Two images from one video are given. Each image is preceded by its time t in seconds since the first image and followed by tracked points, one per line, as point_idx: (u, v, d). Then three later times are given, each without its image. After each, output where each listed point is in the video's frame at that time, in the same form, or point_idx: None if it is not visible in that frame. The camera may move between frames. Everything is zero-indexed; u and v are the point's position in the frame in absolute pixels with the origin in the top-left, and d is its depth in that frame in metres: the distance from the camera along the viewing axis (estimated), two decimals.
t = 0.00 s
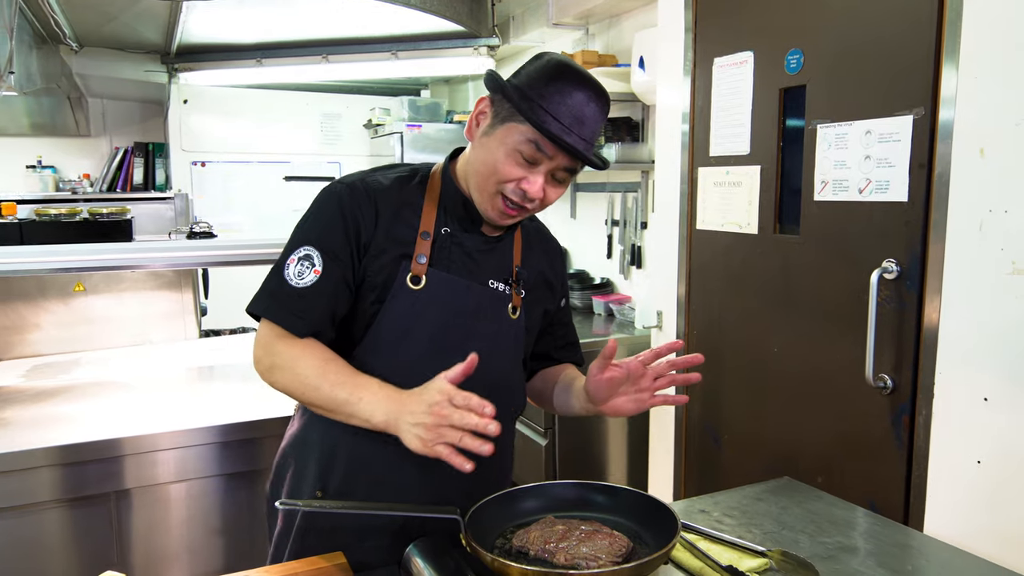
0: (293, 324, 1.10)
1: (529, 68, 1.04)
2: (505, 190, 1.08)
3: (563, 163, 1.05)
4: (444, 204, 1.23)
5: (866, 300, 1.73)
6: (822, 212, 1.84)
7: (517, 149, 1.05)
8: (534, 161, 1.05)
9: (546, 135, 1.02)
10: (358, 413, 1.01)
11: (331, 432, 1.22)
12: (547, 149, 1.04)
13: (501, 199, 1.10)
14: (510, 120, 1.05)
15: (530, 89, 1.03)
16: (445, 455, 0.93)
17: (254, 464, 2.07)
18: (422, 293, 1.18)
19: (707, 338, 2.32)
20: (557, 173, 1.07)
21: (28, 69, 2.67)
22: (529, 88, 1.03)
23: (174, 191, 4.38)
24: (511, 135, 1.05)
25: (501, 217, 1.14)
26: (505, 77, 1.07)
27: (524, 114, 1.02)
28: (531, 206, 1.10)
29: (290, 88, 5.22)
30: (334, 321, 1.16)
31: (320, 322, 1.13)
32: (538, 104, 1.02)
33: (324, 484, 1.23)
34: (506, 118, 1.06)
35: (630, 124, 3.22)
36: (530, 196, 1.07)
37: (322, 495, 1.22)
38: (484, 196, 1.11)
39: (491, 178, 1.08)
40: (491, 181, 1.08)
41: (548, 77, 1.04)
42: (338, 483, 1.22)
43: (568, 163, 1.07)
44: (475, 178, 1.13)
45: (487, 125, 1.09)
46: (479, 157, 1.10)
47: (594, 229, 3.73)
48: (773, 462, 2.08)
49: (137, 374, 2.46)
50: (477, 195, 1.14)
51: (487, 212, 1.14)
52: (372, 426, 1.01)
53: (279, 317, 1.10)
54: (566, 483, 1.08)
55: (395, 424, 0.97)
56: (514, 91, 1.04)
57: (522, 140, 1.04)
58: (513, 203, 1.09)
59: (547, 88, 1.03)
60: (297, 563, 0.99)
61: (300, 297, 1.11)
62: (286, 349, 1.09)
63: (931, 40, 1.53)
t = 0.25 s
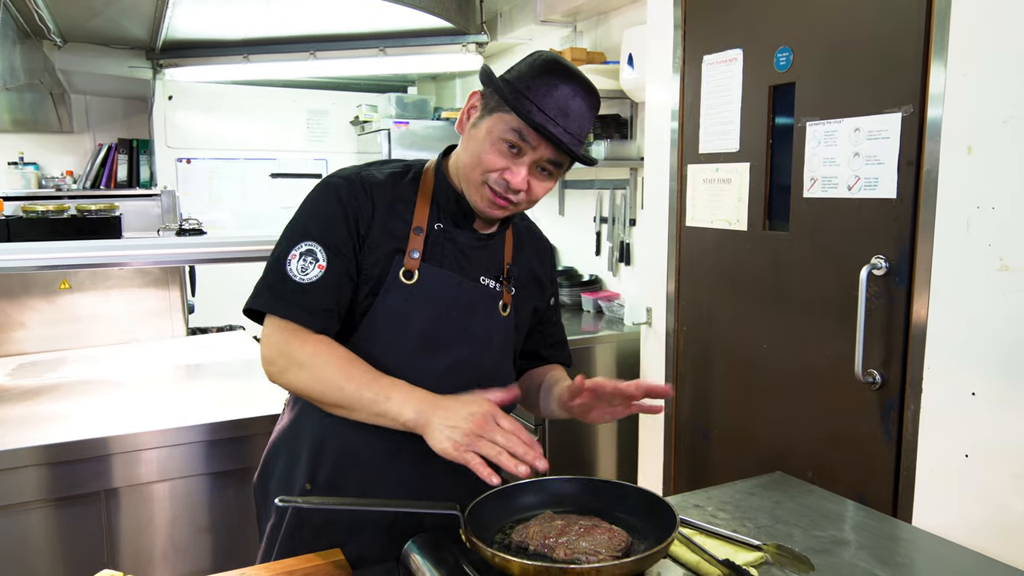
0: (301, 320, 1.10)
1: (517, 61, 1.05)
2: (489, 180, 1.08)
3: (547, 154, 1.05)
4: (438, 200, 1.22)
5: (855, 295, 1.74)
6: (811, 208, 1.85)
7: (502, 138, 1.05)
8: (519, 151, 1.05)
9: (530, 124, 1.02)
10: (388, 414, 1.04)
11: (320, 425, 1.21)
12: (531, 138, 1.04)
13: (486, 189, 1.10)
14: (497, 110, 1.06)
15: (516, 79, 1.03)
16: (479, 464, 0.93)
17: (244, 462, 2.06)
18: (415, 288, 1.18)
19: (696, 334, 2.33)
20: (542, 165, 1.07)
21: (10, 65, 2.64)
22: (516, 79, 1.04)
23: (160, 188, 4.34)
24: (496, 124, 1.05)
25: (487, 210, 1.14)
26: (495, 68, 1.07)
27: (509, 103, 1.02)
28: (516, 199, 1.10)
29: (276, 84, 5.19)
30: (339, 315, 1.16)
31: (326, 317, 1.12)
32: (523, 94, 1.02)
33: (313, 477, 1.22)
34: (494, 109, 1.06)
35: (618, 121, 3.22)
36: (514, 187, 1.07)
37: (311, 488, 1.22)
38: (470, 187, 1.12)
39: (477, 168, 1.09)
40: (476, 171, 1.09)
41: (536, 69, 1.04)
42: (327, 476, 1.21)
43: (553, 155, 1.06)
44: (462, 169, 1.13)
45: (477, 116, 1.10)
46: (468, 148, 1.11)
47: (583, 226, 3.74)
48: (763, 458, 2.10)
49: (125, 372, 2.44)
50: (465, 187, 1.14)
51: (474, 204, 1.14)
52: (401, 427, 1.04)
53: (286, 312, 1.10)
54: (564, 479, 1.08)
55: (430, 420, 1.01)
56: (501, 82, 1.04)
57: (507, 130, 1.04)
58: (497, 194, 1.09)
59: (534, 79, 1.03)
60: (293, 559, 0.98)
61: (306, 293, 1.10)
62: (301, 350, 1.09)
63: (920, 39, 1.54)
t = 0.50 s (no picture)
0: (320, 328, 1.10)
1: (513, 70, 1.04)
2: (496, 191, 1.08)
3: (551, 162, 1.06)
4: (435, 202, 1.22)
5: (846, 293, 1.76)
6: (802, 207, 1.87)
7: (506, 151, 1.05)
8: (524, 162, 1.06)
9: (534, 137, 1.02)
10: (417, 429, 1.05)
11: (319, 423, 1.21)
12: (536, 150, 1.04)
13: (492, 199, 1.10)
14: (497, 122, 1.05)
15: (516, 91, 1.03)
16: (513, 485, 0.97)
17: (237, 461, 2.05)
18: (414, 290, 1.18)
19: (688, 332, 2.35)
20: (546, 172, 1.08)
21: None
22: (515, 89, 1.03)
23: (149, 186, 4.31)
24: (499, 137, 1.05)
25: (492, 216, 1.15)
26: (490, 77, 1.06)
27: (511, 117, 1.02)
28: (522, 205, 1.11)
29: (265, 81, 5.16)
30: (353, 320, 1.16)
31: (343, 323, 1.13)
32: (525, 107, 1.02)
33: (312, 474, 1.22)
34: (494, 120, 1.05)
35: (610, 119, 3.23)
36: (521, 197, 1.08)
37: (309, 486, 1.22)
38: (475, 197, 1.12)
39: (482, 179, 1.09)
40: (481, 183, 1.09)
41: (532, 77, 1.04)
42: (326, 474, 1.21)
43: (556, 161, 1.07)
44: (464, 178, 1.13)
45: (475, 126, 1.09)
46: (468, 158, 1.10)
47: (574, 224, 3.75)
48: (755, 454, 2.11)
49: (115, 371, 2.42)
50: (467, 194, 1.14)
51: (479, 211, 1.15)
52: (427, 442, 1.05)
53: (304, 321, 1.09)
54: (564, 476, 1.09)
55: (465, 439, 1.03)
56: (500, 93, 1.04)
57: (511, 142, 1.04)
58: (503, 202, 1.10)
59: (533, 88, 1.03)
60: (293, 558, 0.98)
61: (323, 299, 1.10)
62: (319, 361, 1.08)
63: (911, 39, 1.56)
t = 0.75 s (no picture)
0: (306, 335, 1.11)
1: (520, 77, 1.04)
2: (506, 199, 1.09)
3: (561, 168, 1.06)
4: (437, 207, 1.22)
5: (842, 289, 1.77)
6: (798, 204, 1.88)
7: (516, 159, 1.05)
8: (533, 169, 1.06)
9: (544, 145, 1.02)
10: (392, 413, 1.06)
11: (322, 424, 1.22)
12: (546, 157, 1.04)
13: (502, 207, 1.11)
14: (505, 129, 1.05)
15: (524, 99, 1.03)
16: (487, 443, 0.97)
17: (235, 461, 2.05)
18: (415, 296, 1.19)
19: (684, 330, 2.35)
20: (555, 177, 1.08)
21: None
22: (523, 97, 1.03)
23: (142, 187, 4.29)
24: (508, 145, 1.05)
25: (502, 222, 1.15)
26: (496, 84, 1.06)
27: (520, 126, 1.02)
28: (532, 211, 1.11)
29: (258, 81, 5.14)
30: (343, 327, 1.17)
31: (330, 330, 1.13)
32: (534, 114, 1.02)
33: (316, 474, 1.22)
34: (502, 128, 1.06)
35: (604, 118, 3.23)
36: (531, 203, 1.09)
37: (314, 486, 1.22)
38: (485, 205, 1.12)
39: (491, 187, 1.09)
40: (491, 191, 1.09)
41: (539, 83, 1.04)
42: (330, 474, 1.22)
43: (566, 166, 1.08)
44: (472, 186, 1.13)
45: (481, 133, 1.09)
46: (476, 166, 1.10)
47: (569, 222, 3.75)
48: (752, 451, 2.12)
49: (110, 373, 2.41)
50: (476, 202, 1.15)
51: (488, 218, 1.15)
52: (403, 425, 1.06)
53: (291, 327, 1.11)
54: (568, 473, 1.10)
55: (437, 412, 1.04)
56: (507, 101, 1.04)
57: (520, 151, 1.04)
58: (514, 209, 1.10)
59: (540, 95, 1.03)
60: (297, 558, 0.97)
61: (310, 307, 1.11)
62: (303, 360, 1.10)
63: (905, 36, 1.57)
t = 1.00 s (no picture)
0: (275, 326, 1.11)
1: (525, 72, 1.04)
2: (514, 196, 1.09)
3: (568, 163, 1.06)
4: (440, 208, 1.23)
5: (843, 287, 1.77)
6: (799, 202, 1.88)
7: (522, 155, 1.05)
8: (540, 166, 1.06)
9: (550, 140, 1.02)
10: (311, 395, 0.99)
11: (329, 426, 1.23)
12: (552, 152, 1.04)
13: (509, 205, 1.11)
14: (510, 127, 1.06)
15: (529, 94, 1.03)
16: (360, 457, 0.85)
17: (237, 461, 2.05)
18: (417, 296, 1.19)
19: (684, 328, 2.36)
20: (562, 173, 1.08)
21: None
22: (528, 92, 1.03)
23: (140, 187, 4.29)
24: (515, 142, 1.05)
25: (510, 220, 1.15)
26: (501, 81, 1.06)
27: (526, 121, 1.02)
28: (540, 208, 1.11)
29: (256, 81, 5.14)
30: (318, 323, 1.17)
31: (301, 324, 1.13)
32: (540, 109, 1.02)
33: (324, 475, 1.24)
34: (508, 125, 1.06)
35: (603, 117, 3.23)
36: (538, 200, 1.09)
37: (322, 487, 1.24)
38: (492, 204, 1.12)
39: (498, 186, 1.09)
40: (498, 190, 1.09)
41: (543, 78, 1.04)
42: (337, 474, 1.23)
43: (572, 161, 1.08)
44: (478, 186, 1.14)
45: (486, 131, 1.09)
46: (481, 164, 1.11)
47: (569, 222, 3.75)
48: (752, 449, 2.13)
49: (110, 373, 2.41)
50: (482, 201, 1.15)
51: (496, 218, 1.15)
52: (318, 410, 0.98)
53: (261, 314, 1.11)
54: (574, 471, 1.10)
55: (346, 404, 0.94)
56: (512, 97, 1.04)
57: (526, 147, 1.04)
58: (521, 207, 1.11)
59: (544, 90, 1.03)
60: (303, 556, 0.98)
61: (284, 300, 1.11)
62: (261, 341, 1.09)
63: (905, 34, 1.57)
